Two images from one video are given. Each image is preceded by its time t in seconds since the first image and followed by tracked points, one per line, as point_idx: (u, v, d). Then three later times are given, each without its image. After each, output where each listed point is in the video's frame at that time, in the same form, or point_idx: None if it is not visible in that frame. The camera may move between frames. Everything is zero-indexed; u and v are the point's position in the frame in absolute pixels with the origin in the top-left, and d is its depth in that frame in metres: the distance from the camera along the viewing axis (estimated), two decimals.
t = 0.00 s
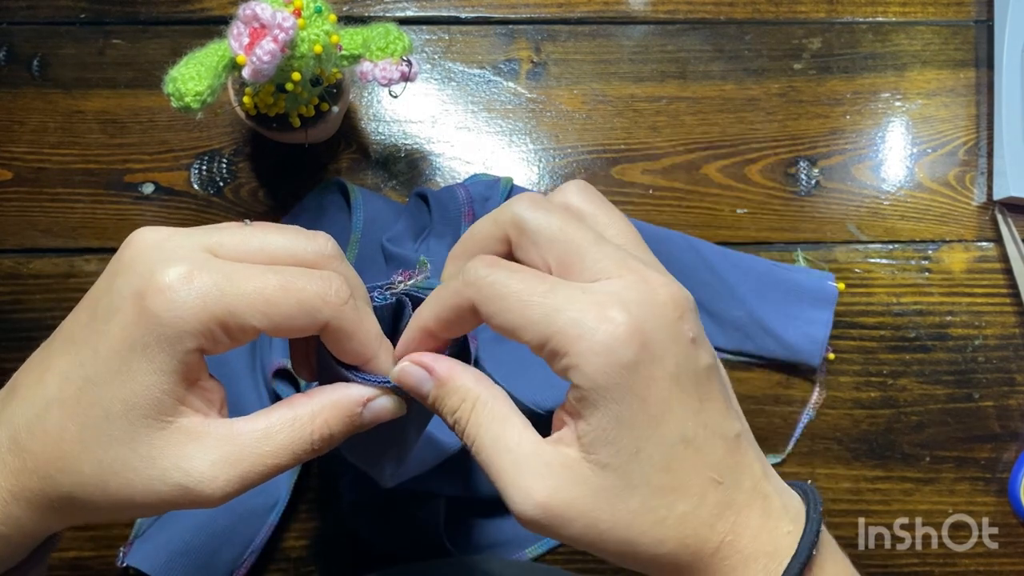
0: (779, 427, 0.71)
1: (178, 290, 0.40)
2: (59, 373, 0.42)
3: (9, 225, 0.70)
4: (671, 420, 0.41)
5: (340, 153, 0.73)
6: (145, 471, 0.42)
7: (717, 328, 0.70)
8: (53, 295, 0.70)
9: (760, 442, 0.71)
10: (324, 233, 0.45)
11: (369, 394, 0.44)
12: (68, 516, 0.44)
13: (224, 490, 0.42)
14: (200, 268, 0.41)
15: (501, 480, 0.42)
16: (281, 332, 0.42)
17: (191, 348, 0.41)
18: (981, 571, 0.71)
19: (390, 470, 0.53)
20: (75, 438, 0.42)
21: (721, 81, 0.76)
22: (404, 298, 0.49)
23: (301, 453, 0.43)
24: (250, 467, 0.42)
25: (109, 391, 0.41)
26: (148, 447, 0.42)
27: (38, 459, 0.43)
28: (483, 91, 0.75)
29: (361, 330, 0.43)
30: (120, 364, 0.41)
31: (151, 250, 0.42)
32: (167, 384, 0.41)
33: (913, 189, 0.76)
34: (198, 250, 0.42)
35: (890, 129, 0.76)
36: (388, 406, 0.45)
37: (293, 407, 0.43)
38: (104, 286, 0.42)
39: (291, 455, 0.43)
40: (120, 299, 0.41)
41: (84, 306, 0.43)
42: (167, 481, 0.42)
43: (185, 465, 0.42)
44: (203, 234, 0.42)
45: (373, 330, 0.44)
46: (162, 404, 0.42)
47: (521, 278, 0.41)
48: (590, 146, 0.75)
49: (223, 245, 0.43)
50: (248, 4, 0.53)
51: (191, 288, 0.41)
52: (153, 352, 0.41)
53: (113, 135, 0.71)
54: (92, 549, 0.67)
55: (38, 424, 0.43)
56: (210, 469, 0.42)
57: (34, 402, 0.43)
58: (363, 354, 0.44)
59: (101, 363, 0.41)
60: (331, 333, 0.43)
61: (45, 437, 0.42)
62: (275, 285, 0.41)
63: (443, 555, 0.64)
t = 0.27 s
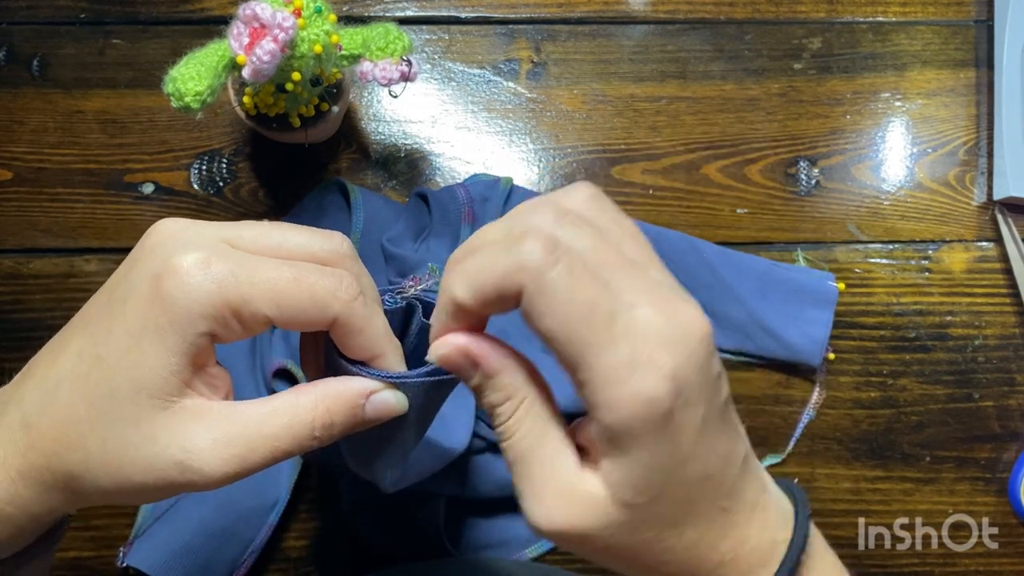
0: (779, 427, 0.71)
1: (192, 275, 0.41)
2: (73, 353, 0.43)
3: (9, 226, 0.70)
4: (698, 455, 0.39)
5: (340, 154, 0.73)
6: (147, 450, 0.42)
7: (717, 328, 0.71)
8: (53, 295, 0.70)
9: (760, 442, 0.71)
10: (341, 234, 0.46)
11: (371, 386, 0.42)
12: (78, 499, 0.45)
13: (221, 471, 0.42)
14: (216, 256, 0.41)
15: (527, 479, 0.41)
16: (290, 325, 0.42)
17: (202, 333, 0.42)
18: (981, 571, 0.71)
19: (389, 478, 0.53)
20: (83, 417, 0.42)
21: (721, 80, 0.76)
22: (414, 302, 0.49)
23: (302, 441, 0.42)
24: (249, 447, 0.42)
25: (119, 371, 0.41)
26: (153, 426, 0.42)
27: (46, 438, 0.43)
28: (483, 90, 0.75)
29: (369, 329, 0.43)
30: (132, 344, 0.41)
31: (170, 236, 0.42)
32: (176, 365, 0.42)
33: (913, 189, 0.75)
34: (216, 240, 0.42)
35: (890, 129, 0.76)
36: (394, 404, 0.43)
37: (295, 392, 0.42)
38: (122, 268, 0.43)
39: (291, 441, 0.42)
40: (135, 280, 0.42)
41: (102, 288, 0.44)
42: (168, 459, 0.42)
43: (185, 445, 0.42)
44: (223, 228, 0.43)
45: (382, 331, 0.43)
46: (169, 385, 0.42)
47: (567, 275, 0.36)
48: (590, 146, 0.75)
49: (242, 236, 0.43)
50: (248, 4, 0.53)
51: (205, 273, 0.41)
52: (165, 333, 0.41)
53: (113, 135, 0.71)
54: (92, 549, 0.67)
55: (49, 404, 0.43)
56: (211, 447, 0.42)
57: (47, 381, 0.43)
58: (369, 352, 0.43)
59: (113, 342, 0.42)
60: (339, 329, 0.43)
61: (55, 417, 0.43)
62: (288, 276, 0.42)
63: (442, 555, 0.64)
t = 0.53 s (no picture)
0: (779, 427, 0.72)
1: (186, 263, 0.41)
2: (72, 341, 0.43)
3: (9, 225, 0.70)
4: (661, 471, 0.39)
5: (340, 154, 0.73)
6: (140, 432, 0.42)
7: (717, 328, 0.71)
8: (53, 295, 0.70)
9: (760, 442, 0.71)
10: (339, 228, 0.46)
11: (364, 375, 0.42)
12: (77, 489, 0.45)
13: (211, 455, 0.41)
14: (211, 245, 0.41)
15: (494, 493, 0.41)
16: (284, 316, 0.42)
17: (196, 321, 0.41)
18: (981, 571, 0.71)
19: (386, 476, 0.51)
20: (80, 404, 0.42)
21: (721, 80, 0.76)
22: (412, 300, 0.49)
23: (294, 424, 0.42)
24: (238, 429, 0.41)
25: (115, 357, 0.42)
26: (146, 410, 0.42)
27: (45, 425, 0.43)
28: (483, 90, 0.75)
29: (363, 321, 0.43)
30: (128, 330, 0.41)
31: (168, 228, 0.43)
32: (169, 351, 0.41)
33: (913, 189, 0.75)
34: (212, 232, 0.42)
35: (890, 129, 0.76)
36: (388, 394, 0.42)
37: (287, 375, 0.41)
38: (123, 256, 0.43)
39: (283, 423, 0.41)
40: (133, 268, 0.42)
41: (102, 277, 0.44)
42: (159, 441, 0.41)
43: (177, 427, 0.41)
44: (220, 221, 0.43)
45: (377, 324, 0.44)
46: (163, 371, 0.42)
47: (529, 305, 0.36)
48: (590, 146, 0.75)
49: (239, 228, 0.43)
50: (248, 4, 0.53)
51: (200, 262, 0.41)
52: (159, 319, 0.41)
53: (113, 135, 0.71)
54: (92, 549, 0.67)
55: (48, 393, 0.43)
56: (201, 429, 0.41)
57: (47, 370, 0.44)
58: (363, 344, 0.44)
59: (111, 328, 0.42)
60: (333, 321, 0.43)
61: (53, 404, 0.43)
62: (283, 268, 0.42)
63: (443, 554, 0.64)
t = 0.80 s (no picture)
0: (779, 428, 0.72)
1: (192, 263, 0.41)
2: (77, 344, 0.43)
3: (9, 225, 0.70)
4: (617, 519, 0.39)
5: (340, 154, 0.73)
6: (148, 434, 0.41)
7: (717, 328, 0.71)
8: (53, 295, 0.70)
9: (760, 442, 0.71)
10: (336, 221, 0.46)
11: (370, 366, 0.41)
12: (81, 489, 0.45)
13: (220, 453, 0.41)
14: (214, 246, 0.42)
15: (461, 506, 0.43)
16: (289, 310, 0.43)
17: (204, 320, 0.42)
18: (981, 572, 0.71)
19: (381, 471, 0.52)
20: (88, 407, 0.42)
21: (721, 80, 0.76)
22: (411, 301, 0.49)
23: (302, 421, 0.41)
24: (248, 428, 0.41)
25: (123, 359, 0.42)
26: (153, 410, 0.42)
27: (51, 428, 0.43)
28: (483, 91, 0.75)
29: (367, 309, 0.43)
30: (135, 331, 0.42)
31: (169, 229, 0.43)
32: (177, 350, 0.42)
33: (913, 189, 0.75)
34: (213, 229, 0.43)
35: (890, 129, 0.76)
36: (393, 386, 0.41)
37: (292, 371, 0.41)
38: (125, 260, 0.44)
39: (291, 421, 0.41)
40: (138, 270, 0.42)
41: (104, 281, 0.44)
42: (167, 441, 0.41)
43: (186, 426, 0.41)
44: (219, 219, 0.43)
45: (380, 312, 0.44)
46: (171, 370, 0.42)
47: (474, 381, 0.33)
48: (590, 146, 0.75)
49: (239, 227, 0.44)
50: (248, 4, 0.53)
51: (204, 262, 0.41)
52: (166, 320, 0.41)
53: (113, 135, 0.71)
54: (91, 549, 0.67)
55: (54, 397, 0.43)
56: (210, 428, 0.41)
57: (52, 374, 0.44)
58: (366, 334, 0.44)
59: (117, 330, 0.42)
60: (336, 312, 0.43)
61: (61, 407, 0.43)
62: (285, 261, 0.42)
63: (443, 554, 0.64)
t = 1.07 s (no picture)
0: (779, 428, 0.72)
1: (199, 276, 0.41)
2: (81, 360, 0.43)
3: (9, 225, 0.70)
4: (617, 506, 0.36)
5: (340, 154, 0.73)
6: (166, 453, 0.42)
7: (716, 328, 0.71)
8: (53, 295, 0.70)
9: (760, 442, 0.71)
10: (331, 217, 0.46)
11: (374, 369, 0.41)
12: (87, 501, 0.45)
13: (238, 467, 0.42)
14: (217, 254, 0.41)
15: (450, 516, 0.41)
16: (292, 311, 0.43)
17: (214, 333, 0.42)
18: (981, 571, 0.71)
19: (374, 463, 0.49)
20: (100, 425, 0.42)
21: (721, 81, 0.76)
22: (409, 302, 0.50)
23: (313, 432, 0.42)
24: (265, 447, 0.42)
25: (135, 377, 0.42)
26: (168, 426, 0.42)
27: (60, 444, 0.43)
28: (483, 91, 0.75)
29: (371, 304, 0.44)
30: (143, 347, 0.41)
31: (168, 239, 0.42)
32: (189, 364, 0.42)
33: (913, 189, 0.76)
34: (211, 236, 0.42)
35: (890, 129, 0.76)
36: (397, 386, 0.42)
37: (300, 385, 0.42)
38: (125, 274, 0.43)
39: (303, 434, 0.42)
40: (142, 286, 0.42)
41: (104, 295, 0.44)
42: (185, 462, 0.42)
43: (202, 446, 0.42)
44: (215, 224, 0.43)
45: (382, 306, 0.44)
46: (183, 386, 0.42)
47: (477, 349, 0.33)
48: (590, 146, 0.75)
49: (240, 229, 0.43)
50: (248, 4, 0.53)
51: (210, 273, 0.41)
52: (177, 335, 0.41)
53: (113, 135, 0.71)
54: (91, 549, 0.67)
55: (62, 414, 0.43)
56: (228, 445, 0.42)
57: (57, 391, 0.43)
58: (368, 330, 0.44)
59: (124, 347, 0.42)
60: (339, 311, 0.43)
61: (69, 424, 0.43)
62: (289, 264, 0.42)
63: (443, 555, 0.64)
